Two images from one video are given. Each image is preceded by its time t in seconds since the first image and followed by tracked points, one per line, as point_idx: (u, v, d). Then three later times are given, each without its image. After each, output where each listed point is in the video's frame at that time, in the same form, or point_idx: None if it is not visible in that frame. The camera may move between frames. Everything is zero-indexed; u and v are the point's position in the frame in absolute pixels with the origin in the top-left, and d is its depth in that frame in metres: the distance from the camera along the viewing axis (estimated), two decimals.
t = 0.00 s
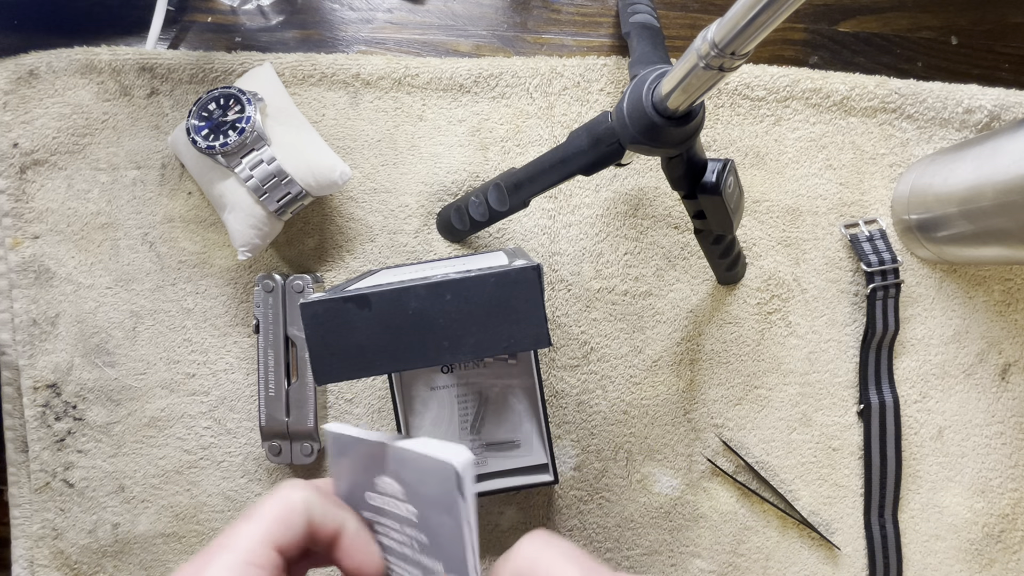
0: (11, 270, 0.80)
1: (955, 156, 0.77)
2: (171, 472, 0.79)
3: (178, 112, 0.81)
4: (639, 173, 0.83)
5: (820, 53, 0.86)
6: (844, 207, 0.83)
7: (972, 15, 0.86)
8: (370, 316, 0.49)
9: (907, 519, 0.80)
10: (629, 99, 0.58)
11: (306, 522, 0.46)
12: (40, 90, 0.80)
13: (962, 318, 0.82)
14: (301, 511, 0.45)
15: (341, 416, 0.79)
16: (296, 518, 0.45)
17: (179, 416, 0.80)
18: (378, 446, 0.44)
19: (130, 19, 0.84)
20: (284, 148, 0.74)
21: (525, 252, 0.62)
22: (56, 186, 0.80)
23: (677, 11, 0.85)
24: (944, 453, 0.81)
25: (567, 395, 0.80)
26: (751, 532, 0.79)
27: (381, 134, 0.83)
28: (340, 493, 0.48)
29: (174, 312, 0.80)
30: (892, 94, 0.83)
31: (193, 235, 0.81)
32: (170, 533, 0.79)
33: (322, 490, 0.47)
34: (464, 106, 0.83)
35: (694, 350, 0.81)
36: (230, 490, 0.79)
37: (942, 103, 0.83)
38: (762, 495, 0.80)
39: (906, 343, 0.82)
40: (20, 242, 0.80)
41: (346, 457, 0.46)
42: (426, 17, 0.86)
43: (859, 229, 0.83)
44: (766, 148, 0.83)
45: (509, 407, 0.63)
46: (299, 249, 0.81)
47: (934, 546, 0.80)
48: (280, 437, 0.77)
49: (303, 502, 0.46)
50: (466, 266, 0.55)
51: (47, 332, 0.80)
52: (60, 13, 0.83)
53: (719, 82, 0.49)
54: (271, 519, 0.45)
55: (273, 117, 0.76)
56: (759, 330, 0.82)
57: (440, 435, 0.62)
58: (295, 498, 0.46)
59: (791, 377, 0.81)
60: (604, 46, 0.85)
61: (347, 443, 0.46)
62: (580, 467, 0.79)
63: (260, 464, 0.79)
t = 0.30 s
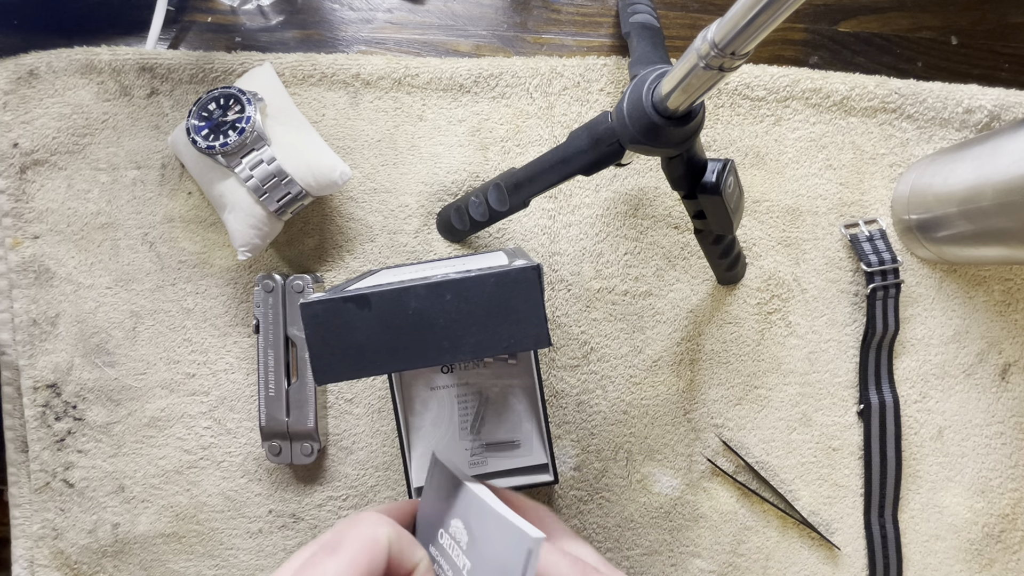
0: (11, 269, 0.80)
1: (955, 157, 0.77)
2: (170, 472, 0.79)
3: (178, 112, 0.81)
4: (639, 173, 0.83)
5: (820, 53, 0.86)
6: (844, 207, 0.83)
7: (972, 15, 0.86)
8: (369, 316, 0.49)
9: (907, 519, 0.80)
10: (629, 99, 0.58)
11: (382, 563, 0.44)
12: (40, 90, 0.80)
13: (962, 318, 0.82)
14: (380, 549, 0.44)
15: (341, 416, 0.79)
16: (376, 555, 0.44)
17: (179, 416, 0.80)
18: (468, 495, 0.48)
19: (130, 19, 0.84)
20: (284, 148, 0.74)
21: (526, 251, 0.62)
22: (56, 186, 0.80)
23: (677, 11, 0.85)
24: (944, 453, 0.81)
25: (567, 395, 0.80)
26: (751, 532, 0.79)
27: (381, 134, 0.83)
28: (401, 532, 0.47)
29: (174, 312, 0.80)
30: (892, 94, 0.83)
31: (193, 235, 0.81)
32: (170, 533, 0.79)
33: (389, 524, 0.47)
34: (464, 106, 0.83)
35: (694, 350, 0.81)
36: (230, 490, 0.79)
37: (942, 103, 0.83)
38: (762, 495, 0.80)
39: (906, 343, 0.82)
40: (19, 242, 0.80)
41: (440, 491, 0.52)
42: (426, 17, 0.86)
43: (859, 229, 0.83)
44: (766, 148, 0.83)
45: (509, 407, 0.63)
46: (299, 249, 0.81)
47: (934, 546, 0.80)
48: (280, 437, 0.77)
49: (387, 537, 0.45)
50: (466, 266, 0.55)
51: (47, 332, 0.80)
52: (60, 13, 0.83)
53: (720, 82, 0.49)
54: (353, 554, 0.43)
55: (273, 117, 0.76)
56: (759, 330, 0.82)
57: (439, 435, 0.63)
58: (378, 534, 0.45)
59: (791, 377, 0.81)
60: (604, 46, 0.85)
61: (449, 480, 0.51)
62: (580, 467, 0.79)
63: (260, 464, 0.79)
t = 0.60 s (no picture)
0: (10, 269, 0.80)
1: (955, 157, 0.77)
2: (170, 472, 0.79)
3: (178, 112, 0.81)
4: (639, 172, 0.83)
5: (820, 53, 0.86)
6: (844, 207, 0.83)
7: (972, 15, 0.86)
8: (369, 316, 0.49)
9: (907, 519, 0.80)
10: (629, 99, 0.58)
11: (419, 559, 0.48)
12: (40, 90, 0.80)
13: (962, 318, 0.82)
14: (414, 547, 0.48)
15: (341, 416, 0.79)
16: (409, 554, 0.48)
17: (179, 415, 0.80)
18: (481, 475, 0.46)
19: (130, 19, 0.84)
20: (284, 148, 0.74)
21: (526, 252, 0.62)
22: (56, 186, 0.80)
23: (677, 11, 0.85)
24: (944, 453, 0.81)
25: (567, 395, 0.80)
26: (751, 532, 0.79)
27: (381, 134, 0.83)
28: (447, 527, 0.49)
29: (174, 312, 0.80)
30: (892, 94, 0.83)
31: (193, 235, 0.81)
32: (170, 533, 0.79)
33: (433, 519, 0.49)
34: (464, 106, 0.83)
35: (695, 350, 0.81)
36: (230, 490, 0.79)
37: (942, 103, 0.83)
38: (762, 495, 0.80)
39: (906, 343, 0.82)
40: (19, 242, 0.80)
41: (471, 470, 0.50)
42: (425, 17, 0.86)
43: (859, 229, 0.83)
44: (766, 148, 0.83)
45: (509, 407, 0.63)
46: (299, 249, 0.81)
47: (934, 546, 0.80)
48: (280, 437, 0.77)
49: (424, 536, 0.48)
50: (466, 266, 0.55)
51: (47, 332, 0.80)
52: (60, 13, 0.83)
53: (720, 82, 0.49)
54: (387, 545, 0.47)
55: (273, 117, 0.76)
56: (759, 330, 0.82)
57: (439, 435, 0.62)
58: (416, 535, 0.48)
59: (791, 377, 0.81)
60: (604, 46, 0.85)
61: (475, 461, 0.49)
62: (580, 467, 0.79)
63: (260, 464, 0.79)
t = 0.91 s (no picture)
0: (11, 270, 0.80)
1: (955, 156, 0.77)
2: (171, 472, 0.79)
3: (178, 112, 0.81)
4: (639, 173, 0.83)
5: (820, 53, 0.86)
6: (844, 207, 0.83)
7: (972, 15, 0.86)
8: (369, 316, 0.49)
9: (907, 519, 0.80)
10: (629, 99, 0.58)
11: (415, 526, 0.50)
12: (40, 90, 0.80)
13: (962, 318, 0.82)
14: (408, 515, 0.50)
15: (341, 416, 0.79)
16: (402, 519, 0.50)
17: (179, 416, 0.80)
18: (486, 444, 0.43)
19: (130, 19, 0.84)
20: (284, 148, 0.74)
21: (526, 252, 0.62)
22: (56, 186, 0.80)
23: (677, 11, 0.85)
24: (944, 453, 0.81)
25: (566, 395, 0.80)
26: (751, 532, 0.79)
27: (381, 134, 0.83)
28: (444, 500, 0.50)
29: (174, 312, 0.80)
30: (892, 94, 0.83)
31: (193, 235, 0.81)
32: (170, 533, 0.79)
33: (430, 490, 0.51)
34: (464, 106, 0.83)
35: (694, 350, 0.81)
36: (230, 490, 0.79)
37: (942, 103, 0.83)
38: (762, 495, 0.80)
39: (906, 343, 0.82)
40: (19, 242, 0.80)
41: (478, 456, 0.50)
42: (426, 17, 0.86)
43: (859, 229, 0.83)
44: (766, 148, 0.83)
45: (509, 407, 0.63)
46: (299, 250, 0.81)
47: (934, 546, 0.80)
48: (280, 437, 0.77)
49: (417, 505, 0.50)
50: (466, 266, 0.55)
51: (47, 332, 0.80)
52: (60, 13, 0.83)
53: (720, 83, 0.49)
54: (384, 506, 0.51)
55: (273, 117, 0.76)
56: (759, 330, 0.82)
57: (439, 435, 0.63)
58: (412, 505, 0.50)
59: (791, 377, 0.81)
60: (604, 46, 0.85)
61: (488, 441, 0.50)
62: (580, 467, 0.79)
63: (260, 464, 0.79)
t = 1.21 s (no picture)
0: (11, 269, 0.80)
1: (955, 156, 0.77)
2: (171, 472, 0.79)
3: (178, 112, 0.81)
4: (639, 173, 0.83)
5: (820, 53, 0.86)
6: (844, 207, 0.83)
7: (971, 15, 0.86)
8: (369, 316, 0.49)
9: (907, 519, 0.80)
10: (629, 99, 0.58)
11: (465, 532, 0.49)
12: (40, 90, 0.80)
13: (962, 318, 0.82)
14: (459, 521, 0.49)
15: (341, 416, 0.79)
16: (452, 525, 0.49)
17: (179, 415, 0.80)
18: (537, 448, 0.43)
19: (131, 19, 0.84)
20: (284, 148, 0.74)
21: (526, 252, 0.62)
22: (56, 186, 0.80)
23: (677, 11, 0.85)
24: (944, 453, 0.81)
25: (567, 395, 0.80)
26: (751, 532, 0.79)
27: (381, 134, 0.83)
28: (492, 505, 0.50)
29: (174, 312, 0.80)
30: (892, 94, 0.83)
31: (193, 235, 0.81)
32: (170, 533, 0.79)
33: (477, 495, 0.50)
34: (464, 106, 0.83)
35: (695, 350, 0.81)
36: (230, 490, 0.79)
37: (942, 103, 0.83)
38: (762, 495, 0.80)
39: (906, 343, 0.82)
40: (19, 242, 0.80)
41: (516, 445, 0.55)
42: (426, 17, 0.86)
43: (859, 229, 0.83)
44: (766, 148, 0.83)
45: (509, 407, 0.63)
46: (299, 250, 0.81)
47: (934, 546, 0.80)
48: (280, 437, 0.77)
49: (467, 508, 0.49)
50: (466, 266, 0.55)
51: (46, 332, 0.80)
52: (60, 13, 0.83)
53: (720, 82, 0.49)
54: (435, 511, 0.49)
55: (273, 117, 0.76)
56: (759, 330, 0.82)
57: (439, 435, 0.62)
58: (463, 510, 0.49)
59: (791, 377, 0.81)
60: (604, 46, 0.85)
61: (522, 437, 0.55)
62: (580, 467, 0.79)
63: (260, 464, 0.79)
